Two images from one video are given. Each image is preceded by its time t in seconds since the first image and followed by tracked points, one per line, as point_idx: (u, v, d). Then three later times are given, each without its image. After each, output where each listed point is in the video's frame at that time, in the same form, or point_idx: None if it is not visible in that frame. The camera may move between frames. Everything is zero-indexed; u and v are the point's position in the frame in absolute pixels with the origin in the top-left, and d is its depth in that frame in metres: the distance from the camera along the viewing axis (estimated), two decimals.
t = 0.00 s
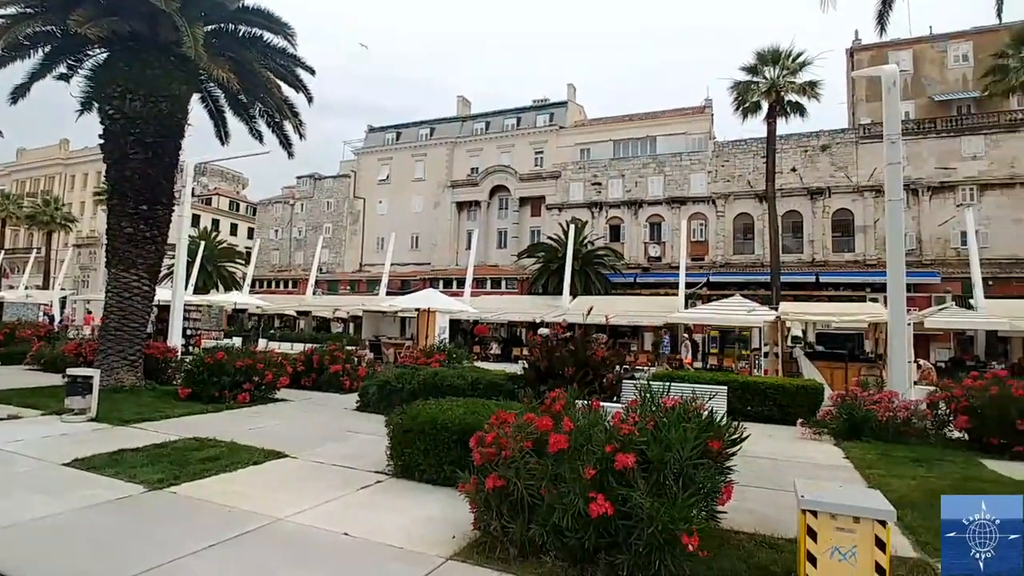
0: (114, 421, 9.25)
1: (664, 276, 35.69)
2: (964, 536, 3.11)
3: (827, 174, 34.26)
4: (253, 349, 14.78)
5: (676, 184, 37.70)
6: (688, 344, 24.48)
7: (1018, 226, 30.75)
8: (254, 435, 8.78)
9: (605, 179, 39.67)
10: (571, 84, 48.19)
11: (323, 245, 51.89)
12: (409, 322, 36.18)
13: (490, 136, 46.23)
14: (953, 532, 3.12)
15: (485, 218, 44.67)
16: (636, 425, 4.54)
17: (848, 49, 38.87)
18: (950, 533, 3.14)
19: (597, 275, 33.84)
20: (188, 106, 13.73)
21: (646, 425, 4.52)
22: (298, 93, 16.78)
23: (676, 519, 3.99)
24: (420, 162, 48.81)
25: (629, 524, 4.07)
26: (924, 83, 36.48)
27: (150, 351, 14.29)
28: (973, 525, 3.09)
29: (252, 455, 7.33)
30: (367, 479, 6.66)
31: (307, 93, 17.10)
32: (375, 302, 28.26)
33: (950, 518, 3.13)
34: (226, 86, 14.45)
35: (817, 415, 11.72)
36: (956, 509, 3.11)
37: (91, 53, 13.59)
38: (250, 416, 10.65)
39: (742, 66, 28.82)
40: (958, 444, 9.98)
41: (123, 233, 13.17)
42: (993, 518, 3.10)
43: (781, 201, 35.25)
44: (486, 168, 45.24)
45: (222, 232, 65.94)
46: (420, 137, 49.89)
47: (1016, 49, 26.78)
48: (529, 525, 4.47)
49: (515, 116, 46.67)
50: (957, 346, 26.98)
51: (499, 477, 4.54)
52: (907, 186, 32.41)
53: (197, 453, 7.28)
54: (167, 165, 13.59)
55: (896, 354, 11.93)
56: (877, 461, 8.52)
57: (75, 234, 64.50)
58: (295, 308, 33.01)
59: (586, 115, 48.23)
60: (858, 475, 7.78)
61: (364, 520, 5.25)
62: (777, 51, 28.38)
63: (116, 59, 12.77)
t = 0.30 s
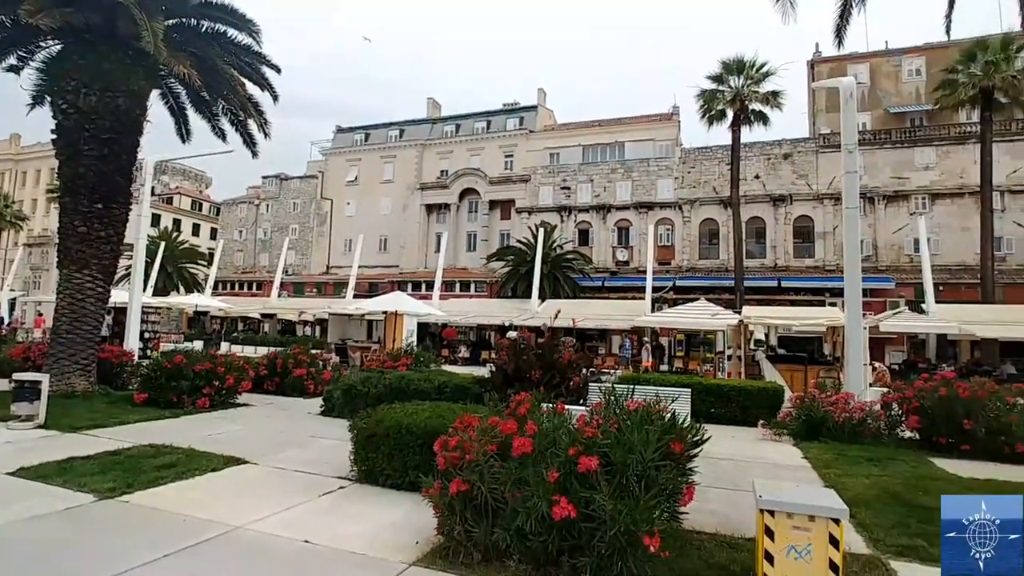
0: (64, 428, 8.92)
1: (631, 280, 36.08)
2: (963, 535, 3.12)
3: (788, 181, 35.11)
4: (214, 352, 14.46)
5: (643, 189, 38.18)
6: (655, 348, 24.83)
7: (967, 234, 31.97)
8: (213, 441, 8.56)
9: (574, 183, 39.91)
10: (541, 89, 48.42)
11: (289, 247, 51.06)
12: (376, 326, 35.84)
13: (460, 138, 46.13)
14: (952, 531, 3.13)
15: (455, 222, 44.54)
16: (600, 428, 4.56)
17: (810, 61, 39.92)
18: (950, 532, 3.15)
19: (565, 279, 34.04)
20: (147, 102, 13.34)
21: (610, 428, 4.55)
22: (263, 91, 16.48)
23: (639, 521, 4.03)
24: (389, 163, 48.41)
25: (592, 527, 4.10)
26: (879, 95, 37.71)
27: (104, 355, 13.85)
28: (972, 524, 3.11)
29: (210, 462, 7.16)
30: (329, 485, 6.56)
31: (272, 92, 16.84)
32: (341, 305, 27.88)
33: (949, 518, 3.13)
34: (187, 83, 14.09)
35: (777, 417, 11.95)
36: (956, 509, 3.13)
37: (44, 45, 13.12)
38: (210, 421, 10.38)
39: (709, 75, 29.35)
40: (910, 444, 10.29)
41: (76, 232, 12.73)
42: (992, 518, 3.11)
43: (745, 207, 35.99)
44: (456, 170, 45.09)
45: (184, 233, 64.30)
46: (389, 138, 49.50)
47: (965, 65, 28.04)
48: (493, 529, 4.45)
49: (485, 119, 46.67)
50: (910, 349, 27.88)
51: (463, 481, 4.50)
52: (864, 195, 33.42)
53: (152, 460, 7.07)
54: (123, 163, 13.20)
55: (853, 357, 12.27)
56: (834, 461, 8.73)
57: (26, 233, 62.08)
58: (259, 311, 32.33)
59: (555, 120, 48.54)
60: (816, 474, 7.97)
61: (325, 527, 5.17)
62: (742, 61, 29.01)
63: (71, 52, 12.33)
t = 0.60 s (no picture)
0: (9, 434, 8.55)
1: (599, 284, 36.39)
2: (964, 536, 3.27)
3: (752, 188, 35.88)
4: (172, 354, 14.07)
5: (612, 194, 38.55)
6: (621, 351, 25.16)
7: (919, 242, 33.12)
8: (169, 447, 8.32)
9: (544, 187, 40.07)
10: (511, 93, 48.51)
11: (253, 248, 50.07)
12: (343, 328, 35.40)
13: (430, 140, 45.89)
14: (953, 532, 3.28)
15: (424, 223, 44.12)
16: (564, 431, 4.56)
17: (773, 71, 40.88)
18: (950, 533, 3.30)
19: (534, 282, 34.14)
20: (102, 96, 12.89)
21: (574, 430, 4.55)
22: (226, 88, 16.14)
23: (600, 522, 4.05)
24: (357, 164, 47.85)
25: (554, 529, 4.10)
26: (838, 107, 38.81)
27: (54, 357, 13.34)
28: (973, 524, 3.26)
29: (166, 468, 6.94)
30: (290, 490, 6.43)
31: (236, 88, 16.48)
32: (307, 308, 27.42)
33: (950, 518, 3.28)
34: (144, 76, 13.67)
35: (740, 418, 12.20)
36: (957, 510, 3.28)
37: None
38: (166, 426, 10.09)
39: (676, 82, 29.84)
40: (865, 444, 10.58)
41: (25, 230, 12.24)
42: (993, 518, 3.27)
43: (710, 213, 36.64)
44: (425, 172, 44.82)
45: (143, 231, 62.50)
46: (357, 138, 48.97)
47: (918, 80, 29.01)
48: (456, 532, 4.40)
49: (455, 122, 46.53)
50: (865, 352, 28.75)
51: (426, 485, 4.45)
52: (823, 202, 34.34)
53: (103, 467, 6.83)
54: (77, 158, 12.77)
55: (812, 360, 12.57)
56: (792, 461, 8.92)
57: None
58: (221, 312, 31.57)
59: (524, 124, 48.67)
60: (775, 474, 8.14)
61: (285, 533, 5.06)
62: (708, 70, 29.56)
63: (21, 42, 11.83)
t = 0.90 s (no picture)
0: None
1: (564, 286, 36.63)
2: (963, 535, 3.10)
3: (714, 193, 36.59)
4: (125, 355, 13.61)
5: (578, 197, 38.84)
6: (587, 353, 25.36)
7: (872, 247, 34.26)
8: (120, 452, 8.05)
9: (511, 189, 40.11)
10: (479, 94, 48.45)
11: (213, 246, 48.88)
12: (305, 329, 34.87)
13: (397, 140, 45.49)
14: (953, 531, 3.10)
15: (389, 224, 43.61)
16: (525, 432, 4.56)
17: (736, 80, 41.79)
18: (949, 532, 3.12)
19: (501, 284, 34.15)
20: (50, 86, 12.35)
21: (535, 432, 4.56)
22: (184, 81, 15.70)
23: (560, 523, 4.06)
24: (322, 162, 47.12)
25: (515, 531, 4.09)
26: (797, 116, 39.87)
27: None
28: (973, 524, 3.09)
29: (115, 474, 6.71)
30: (246, 495, 6.29)
31: (194, 82, 16.05)
32: (268, 308, 26.84)
33: (949, 519, 3.11)
34: (96, 66, 13.17)
35: (700, 419, 12.42)
36: (956, 510, 3.10)
37: None
38: (118, 430, 9.76)
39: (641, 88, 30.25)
40: (819, 443, 10.87)
41: None
42: (993, 518, 3.10)
43: (674, 217, 37.21)
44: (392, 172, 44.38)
45: (96, 228, 60.45)
46: (322, 137, 48.24)
47: (871, 92, 30.02)
48: (416, 536, 4.34)
49: (422, 122, 46.25)
50: (820, 354, 29.61)
51: (385, 488, 4.38)
52: (782, 208, 35.21)
53: (47, 474, 6.56)
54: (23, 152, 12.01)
55: (771, 362, 12.87)
56: (749, 461, 9.11)
57: None
58: (179, 313, 30.73)
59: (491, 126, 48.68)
60: (733, 474, 8.30)
61: (240, 540, 4.94)
62: (673, 77, 30.08)
63: None
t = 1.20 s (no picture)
0: None
1: (531, 286, 36.76)
2: (964, 535, 3.33)
3: (678, 196, 37.17)
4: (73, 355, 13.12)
5: (545, 197, 38.98)
6: (553, 353, 25.52)
7: (828, 250, 35.29)
8: (69, 456, 7.76)
9: (478, 188, 40.01)
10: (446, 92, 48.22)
11: (170, 243, 47.54)
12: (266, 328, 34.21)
13: (363, 137, 44.95)
14: (954, 531, 3.33)
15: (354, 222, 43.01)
16: (488, 432, 4.55)
17: (700, 84, 42.54)
18: (950, 533, 3.34)
19: (467, 283, 34.05)
20: None
21: (497, 432, 4.55)
22: (139, 71, 15.21)
23: (522, 522, 4.07)
24: (285, 158, 46.23)
25: (476, 530, 4.07)
26: (758, 121, 40.80)
27: None
28: (973, 524, 3.31)
29: (60, 480, 6.46)
30: (200, 498, 6.14)
31: (150, 72, 15.56)
32: (228, 307, 26.18)
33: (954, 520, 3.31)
34: (43, 54, 12.65)
35: (662, 418, 12.61)
36: (958, 511, 3.33)
37: None
38: (66, 433, 9.40)
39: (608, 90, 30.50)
40: (775, 440, 11.14)
41: None
42: (992, 519, 3.33)
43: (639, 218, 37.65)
44: (357, 170, 43.81)
45: (45, 223, 58.11)
46: (286, 132, 47.33)
47: (828, 99, 30.93)
48: (376, 537, 4.28)
49: (389, 119, 45.80)
50: (778, 353, 30.35)
51: (345, 490, 4.30)
52: (743, 211, 35.99)
53: None
54: None
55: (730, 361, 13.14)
56: (709, 458, 9.29)
57: None
58: (133, 311, 29.74)
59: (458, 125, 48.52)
60: (693, 471, 8.45)
61: (192, 545, 4.81)
62: (638, 80, 30.43)
63: None
